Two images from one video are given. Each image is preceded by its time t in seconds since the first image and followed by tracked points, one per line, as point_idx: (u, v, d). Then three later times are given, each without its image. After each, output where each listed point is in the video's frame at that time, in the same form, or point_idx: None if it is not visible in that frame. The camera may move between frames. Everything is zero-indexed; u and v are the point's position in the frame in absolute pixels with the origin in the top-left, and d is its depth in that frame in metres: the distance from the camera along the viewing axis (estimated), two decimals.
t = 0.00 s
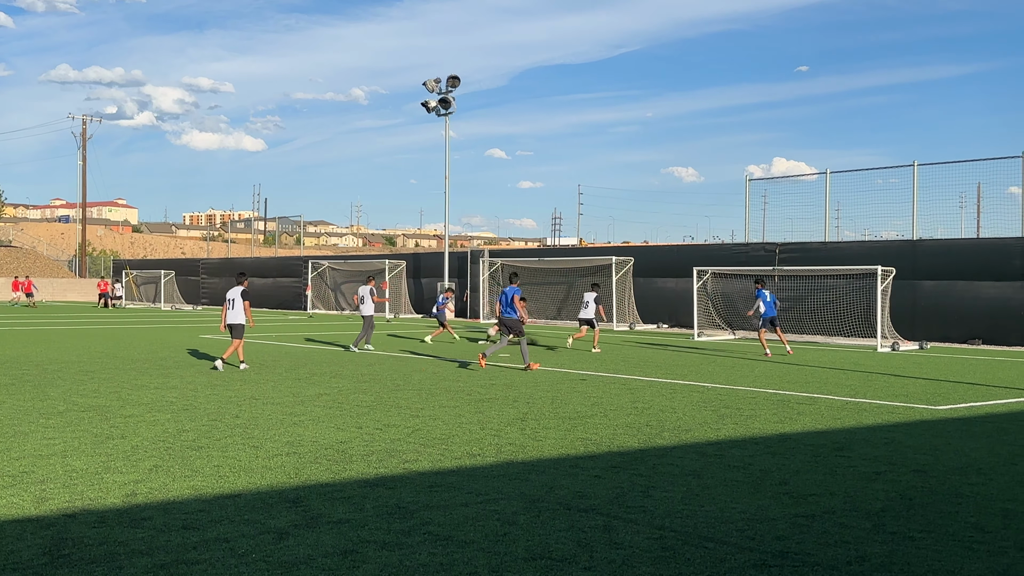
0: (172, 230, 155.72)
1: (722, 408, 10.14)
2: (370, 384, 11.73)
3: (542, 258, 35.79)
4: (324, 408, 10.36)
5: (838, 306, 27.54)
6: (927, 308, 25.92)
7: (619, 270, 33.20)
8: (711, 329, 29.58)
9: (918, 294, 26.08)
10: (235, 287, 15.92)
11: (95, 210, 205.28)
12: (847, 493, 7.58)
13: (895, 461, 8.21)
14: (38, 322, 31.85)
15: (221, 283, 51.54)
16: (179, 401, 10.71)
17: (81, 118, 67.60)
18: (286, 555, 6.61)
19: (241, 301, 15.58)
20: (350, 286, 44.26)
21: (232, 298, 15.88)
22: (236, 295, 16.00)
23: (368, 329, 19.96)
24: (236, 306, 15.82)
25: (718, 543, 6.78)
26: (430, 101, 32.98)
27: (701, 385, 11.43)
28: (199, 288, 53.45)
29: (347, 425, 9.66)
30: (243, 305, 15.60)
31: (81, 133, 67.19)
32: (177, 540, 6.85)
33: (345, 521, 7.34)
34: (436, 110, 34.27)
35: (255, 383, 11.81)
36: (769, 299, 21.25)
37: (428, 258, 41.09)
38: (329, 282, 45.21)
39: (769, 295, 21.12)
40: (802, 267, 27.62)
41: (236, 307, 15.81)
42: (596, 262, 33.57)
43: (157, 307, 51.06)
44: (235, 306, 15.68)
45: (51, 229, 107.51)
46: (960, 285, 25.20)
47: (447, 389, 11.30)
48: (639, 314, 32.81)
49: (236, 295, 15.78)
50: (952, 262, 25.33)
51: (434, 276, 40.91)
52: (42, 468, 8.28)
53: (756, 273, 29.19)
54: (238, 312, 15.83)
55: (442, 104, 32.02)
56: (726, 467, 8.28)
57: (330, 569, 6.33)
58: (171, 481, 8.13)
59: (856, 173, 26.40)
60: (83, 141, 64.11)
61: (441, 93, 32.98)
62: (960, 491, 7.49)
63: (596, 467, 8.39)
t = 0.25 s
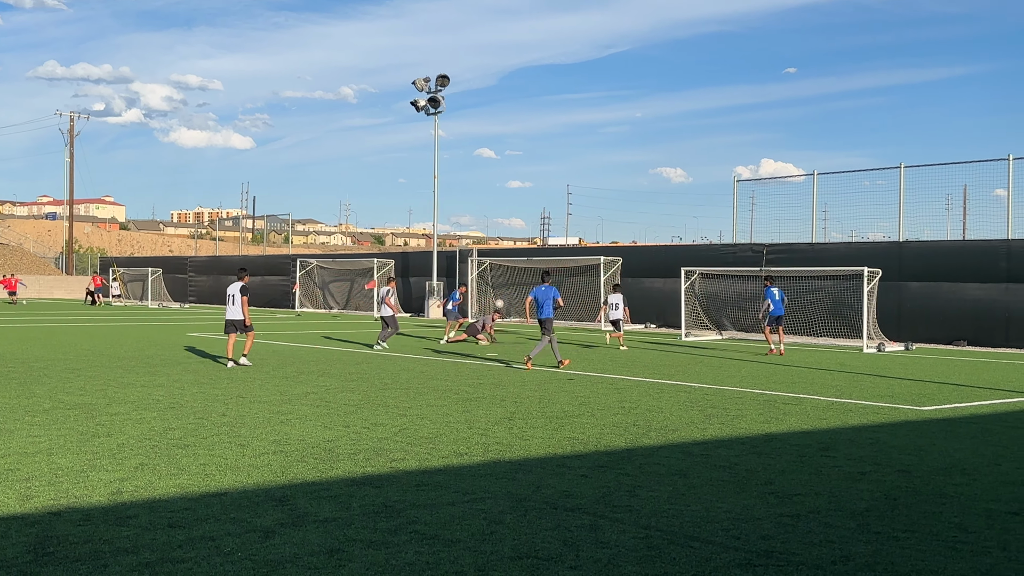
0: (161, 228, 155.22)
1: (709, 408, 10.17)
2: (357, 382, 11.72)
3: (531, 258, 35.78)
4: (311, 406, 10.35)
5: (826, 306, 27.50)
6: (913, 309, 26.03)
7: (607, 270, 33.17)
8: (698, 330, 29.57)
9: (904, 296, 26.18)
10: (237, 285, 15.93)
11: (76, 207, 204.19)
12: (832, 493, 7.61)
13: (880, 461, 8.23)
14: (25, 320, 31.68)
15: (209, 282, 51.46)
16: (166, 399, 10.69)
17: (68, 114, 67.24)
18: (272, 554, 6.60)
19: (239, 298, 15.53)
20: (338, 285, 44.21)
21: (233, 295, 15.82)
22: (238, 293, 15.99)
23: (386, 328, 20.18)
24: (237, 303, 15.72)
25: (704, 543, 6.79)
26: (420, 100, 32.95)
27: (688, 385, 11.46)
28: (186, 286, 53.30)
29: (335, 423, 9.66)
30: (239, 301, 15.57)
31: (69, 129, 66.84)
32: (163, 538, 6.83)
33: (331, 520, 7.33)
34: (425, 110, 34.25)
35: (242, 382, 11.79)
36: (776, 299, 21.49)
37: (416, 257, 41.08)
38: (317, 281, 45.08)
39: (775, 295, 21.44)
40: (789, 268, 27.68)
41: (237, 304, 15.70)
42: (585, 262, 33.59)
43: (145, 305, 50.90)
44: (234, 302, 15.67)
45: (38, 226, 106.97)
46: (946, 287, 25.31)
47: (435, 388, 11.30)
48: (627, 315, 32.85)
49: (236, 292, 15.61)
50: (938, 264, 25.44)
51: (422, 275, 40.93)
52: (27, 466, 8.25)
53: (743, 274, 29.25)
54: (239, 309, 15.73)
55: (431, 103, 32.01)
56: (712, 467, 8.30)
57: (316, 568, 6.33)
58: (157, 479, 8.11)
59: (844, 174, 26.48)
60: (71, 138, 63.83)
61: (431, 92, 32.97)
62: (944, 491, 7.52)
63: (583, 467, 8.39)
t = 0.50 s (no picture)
0: (148, 226, 154.60)
1: (692, 408, 10.20)
2: (341, 381, 11.71)
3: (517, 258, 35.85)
4: (295, 405, 10.34)
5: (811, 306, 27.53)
6: (896, 310, 26.16)
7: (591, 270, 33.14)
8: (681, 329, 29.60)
9: (887, 297, 26.30)
10: (240, 289, 15.95)
11: (63, 204, 203.22)
12: (813, 493, 7.65)
13: (861, 462, 8.28)
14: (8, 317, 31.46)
15: (193, 279, 51.33)
16: (148, 397, 10.66)
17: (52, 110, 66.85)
18: (253, 552, 6.59)
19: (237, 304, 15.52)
20: (324, 283, 44.12)
21: (233, 297, 15.75)
22: (240, 296, 15.97)
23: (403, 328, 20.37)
24: (238, 305, 15.65)
25: (685, 542, 6.82)
26: (407, 99, 32.92)
27: (673, 385, 11.49)
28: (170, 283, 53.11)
29: (318, 422, 9.65)
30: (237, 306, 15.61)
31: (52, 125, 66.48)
32: (143, 536, 6.82)
33: (313, 518, 7.33)
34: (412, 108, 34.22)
35: (225, 380, 11.77)
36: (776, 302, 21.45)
37: (403, 256, 41.09)
38: (303, 279, 44.85)
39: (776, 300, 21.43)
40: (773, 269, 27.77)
41: (237, 307, 15.62)
42: (571, 262, 33.65)
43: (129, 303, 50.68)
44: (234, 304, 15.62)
45: (23, 223, 106.35)
46: (928, 289, 25.42)
47: (419, 387, 11.30)
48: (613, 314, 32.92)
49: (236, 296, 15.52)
50: (921, 266, 25.56)
51: (408, 274, 40.99)
52: (8, 464, 8.22)
53: (729, 275, 29.32)
54: (239, 312, 15.68)
55: (418, 102, 31.99)
56: (694, 467, 8.32)
57: (297, 567, 6.32)
58: (138, 477, 8.10)
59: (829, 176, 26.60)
60: (55, 134, 63.48)
61: (418, 91, 32.94)
62: (924, 491, 7.57)
63: (566, 466, 8.40)
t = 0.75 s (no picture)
0: (131, 222, 153.74)
1: (674, 408, 10.22)
2: (322, 380, 11.66)
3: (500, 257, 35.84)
4: (276, 404, 10.29)
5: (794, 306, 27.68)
6: (877, 312, 26.30)
7: (575, 270, 33.30)
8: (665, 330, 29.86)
9: (868, 299, 26.44)
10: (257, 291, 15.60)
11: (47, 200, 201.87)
12: (793, 494, 7.67)
13: (841, 462, 8.31)
14: None
15: (175, 277, 51.13)
16: (128, 395, 10.59)
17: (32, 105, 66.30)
18: (232, 552, 6.56)
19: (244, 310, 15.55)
20: (307, 281, 44.11)
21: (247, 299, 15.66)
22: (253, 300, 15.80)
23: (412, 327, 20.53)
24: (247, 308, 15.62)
25: (666, 543, 6.82)
26: (391, 97, 32.84)
27: (654, 385, 11.51)
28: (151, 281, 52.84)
29: (299, 421, 9.61)
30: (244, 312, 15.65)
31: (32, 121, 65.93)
32: (122, 535, 6.77)
33: (293, 518, 7.30)
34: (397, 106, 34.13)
35: (206, 378, 11.70)
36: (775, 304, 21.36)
37: (386, 254, 40.98)
38: (285, 277, 45.04)
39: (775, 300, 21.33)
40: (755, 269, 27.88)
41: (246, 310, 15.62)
42: (553, 262, 33.65)
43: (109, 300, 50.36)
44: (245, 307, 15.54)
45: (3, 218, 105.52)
46: (909, 291, 25.58)
47: (401, 386, 11.28)
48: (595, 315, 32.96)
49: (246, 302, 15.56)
50: (901, 268, 25.71)
51: (391, 272, 40.89)
52: None
53: (711, 275, 29.40)
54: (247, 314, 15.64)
55: (402, 100, 31.92)
56: (675, 467, 8.33)
57: (276, 566, 6.29)
58: (117, 476, 8.05)
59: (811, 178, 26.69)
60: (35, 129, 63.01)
61: (403, 89, 32.86)
62: (903, 492, 7.60)
63: (548, 466, 8.39)
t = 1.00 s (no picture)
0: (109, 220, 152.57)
1: (654, 409, 10.23)
2: (301, 380, 11.60)
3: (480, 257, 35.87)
4: (254, 403, 10.23)
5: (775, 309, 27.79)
6: (855, 314, 26.50)
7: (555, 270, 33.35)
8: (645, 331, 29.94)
9: (846, 301, 26.65)
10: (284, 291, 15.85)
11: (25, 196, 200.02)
12: (772, 496, 7.69)
13: (819, 464, 8.35)
14: None
15: (152, 275, 50.81)
16: (105, 394, 10.50)
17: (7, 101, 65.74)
18: (209, 552, 6.51)
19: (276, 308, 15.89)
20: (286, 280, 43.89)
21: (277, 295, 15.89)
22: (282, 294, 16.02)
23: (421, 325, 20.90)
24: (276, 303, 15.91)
25: (645, 544, 6.83)
26: (371, 96, 32.76)
27: (634, 386, 11.53)
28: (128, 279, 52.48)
29: (278, 420, 9.57)
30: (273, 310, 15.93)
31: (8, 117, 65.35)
32: (97, 536, 6.71)
33: (271, 519, 7.26)
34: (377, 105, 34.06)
35: (184, 377, 11.61)
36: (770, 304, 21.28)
37: (366, 253, 40.81)
38: (264, 276, 44.77)
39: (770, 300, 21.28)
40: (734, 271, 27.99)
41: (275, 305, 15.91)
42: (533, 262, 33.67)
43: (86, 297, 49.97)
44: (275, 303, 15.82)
45: None
46: (887, 294, 25.80)
47: (381, 387, 11.24)
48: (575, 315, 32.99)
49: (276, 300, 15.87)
50: (879, 271, 25.92)
51: (371, 272, 40.71)
52: None
53: (691, 277, 29.49)
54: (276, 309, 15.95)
55: (383, 99, 31.86)
56: (654, 468, 8.34)
57: (253, 567, 6.25)
58: (93, 476, 7.97)
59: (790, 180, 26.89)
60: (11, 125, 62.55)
61: (383, 88, 32.79)
62: (880, 494, 7.64)
63: (527, 467, 8.37)
